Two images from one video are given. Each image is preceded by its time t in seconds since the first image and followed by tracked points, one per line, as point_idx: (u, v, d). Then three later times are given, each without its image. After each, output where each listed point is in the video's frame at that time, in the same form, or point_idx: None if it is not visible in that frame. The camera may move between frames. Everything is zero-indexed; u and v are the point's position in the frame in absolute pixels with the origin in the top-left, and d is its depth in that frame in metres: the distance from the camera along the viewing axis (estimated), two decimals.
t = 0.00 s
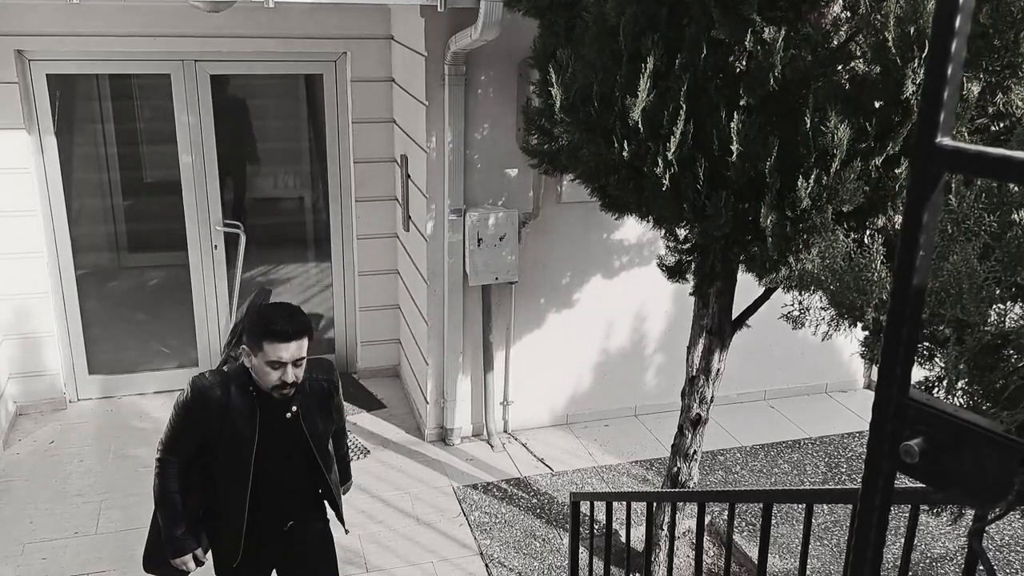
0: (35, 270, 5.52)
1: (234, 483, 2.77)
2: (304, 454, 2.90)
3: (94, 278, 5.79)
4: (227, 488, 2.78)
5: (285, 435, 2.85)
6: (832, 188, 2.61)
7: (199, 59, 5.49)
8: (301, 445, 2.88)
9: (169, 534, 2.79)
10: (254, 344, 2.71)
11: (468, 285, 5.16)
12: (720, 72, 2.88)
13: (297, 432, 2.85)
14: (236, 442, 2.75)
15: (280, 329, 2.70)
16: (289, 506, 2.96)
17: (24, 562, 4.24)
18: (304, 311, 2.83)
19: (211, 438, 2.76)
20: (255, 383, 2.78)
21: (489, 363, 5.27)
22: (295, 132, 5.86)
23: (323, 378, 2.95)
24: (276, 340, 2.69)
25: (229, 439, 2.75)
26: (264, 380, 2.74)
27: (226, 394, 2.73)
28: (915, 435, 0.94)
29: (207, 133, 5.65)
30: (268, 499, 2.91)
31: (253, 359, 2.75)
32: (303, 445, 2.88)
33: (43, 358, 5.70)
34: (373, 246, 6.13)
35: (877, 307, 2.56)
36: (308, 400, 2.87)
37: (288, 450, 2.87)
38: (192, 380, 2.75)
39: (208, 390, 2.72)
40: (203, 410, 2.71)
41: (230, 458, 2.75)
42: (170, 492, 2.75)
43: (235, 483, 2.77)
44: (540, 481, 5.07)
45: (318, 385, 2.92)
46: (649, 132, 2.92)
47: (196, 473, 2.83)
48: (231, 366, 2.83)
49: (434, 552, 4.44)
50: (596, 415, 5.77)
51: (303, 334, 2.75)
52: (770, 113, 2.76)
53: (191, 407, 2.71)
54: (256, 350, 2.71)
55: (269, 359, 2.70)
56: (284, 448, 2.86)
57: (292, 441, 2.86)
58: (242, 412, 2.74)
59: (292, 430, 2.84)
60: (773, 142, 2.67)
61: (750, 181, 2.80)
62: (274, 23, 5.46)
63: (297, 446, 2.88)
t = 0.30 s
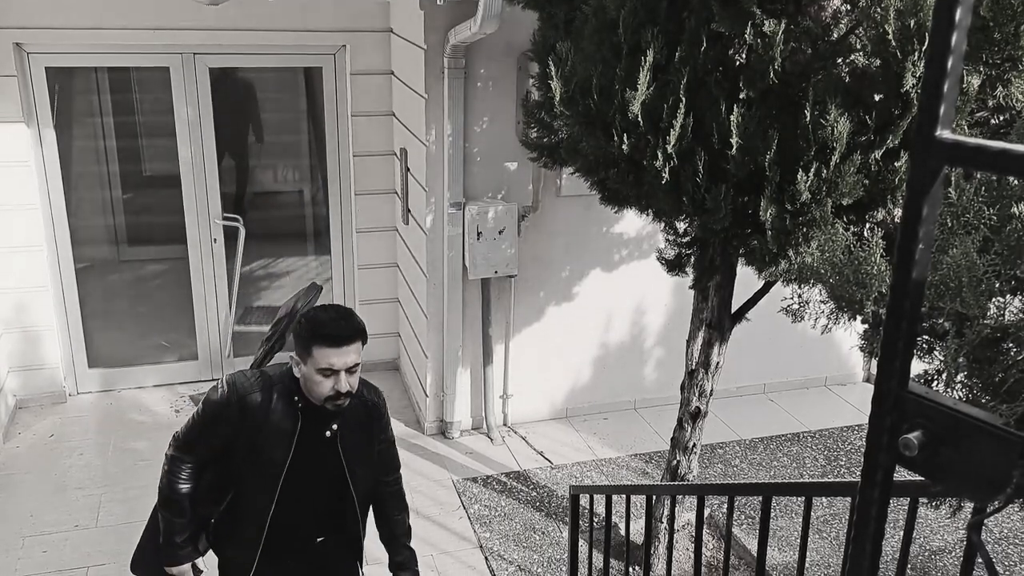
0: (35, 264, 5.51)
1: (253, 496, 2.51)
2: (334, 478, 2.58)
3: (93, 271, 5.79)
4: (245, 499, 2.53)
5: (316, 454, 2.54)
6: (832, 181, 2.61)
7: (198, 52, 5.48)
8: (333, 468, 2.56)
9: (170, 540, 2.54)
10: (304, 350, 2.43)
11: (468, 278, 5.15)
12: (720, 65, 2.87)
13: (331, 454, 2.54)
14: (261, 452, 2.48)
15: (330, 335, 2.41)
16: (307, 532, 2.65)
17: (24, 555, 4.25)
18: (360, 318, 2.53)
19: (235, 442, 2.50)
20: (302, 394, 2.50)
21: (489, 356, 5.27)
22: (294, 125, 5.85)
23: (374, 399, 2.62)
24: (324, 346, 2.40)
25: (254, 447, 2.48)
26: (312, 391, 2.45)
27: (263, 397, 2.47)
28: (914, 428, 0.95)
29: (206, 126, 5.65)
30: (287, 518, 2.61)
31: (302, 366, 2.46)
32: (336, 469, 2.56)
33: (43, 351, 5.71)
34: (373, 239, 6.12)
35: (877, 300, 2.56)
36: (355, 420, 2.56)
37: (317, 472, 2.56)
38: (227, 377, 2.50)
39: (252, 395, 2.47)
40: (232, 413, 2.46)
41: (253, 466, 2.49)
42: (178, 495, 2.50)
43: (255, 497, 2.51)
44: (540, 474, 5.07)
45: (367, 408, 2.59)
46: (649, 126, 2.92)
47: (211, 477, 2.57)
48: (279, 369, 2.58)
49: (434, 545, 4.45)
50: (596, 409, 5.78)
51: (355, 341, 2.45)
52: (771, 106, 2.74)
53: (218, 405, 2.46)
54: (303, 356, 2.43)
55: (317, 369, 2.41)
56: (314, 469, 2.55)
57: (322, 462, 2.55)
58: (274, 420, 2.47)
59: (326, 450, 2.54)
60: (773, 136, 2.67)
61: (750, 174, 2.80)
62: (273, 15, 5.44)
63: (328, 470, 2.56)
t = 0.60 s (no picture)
0: (33, 251, 5.51)
1: (252, 489, 2.47)
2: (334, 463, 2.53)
3: (92, 259, 5.79)
4: (245, 495, 2.48)
5: (314, 440, 2.50)
6: (832, 169, 2.61)
7: (196, 39, 5.45)
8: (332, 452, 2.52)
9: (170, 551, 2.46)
10: (270, 321, 2.41)
11: (467, 266, 5.15)
12: (720, 53, 2.86)
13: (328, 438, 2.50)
14: (257, 442, 2.44)
15: (291, 297, 2.40)
16: (313, 517, 2.62)
17: (24, 542, 4.26)
18: (326, 281, 2.51)
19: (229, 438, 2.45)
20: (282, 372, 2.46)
21: (489, 344, 5.28)
22: (292, 112, 5.83)
23: (366, 371, 2.56)
24: (286, 309, 2.39)
25: (249, 439, 2.44)
26: (286, 364, 2.41)
27: (252, 386, 2.44)
28: (913, 416, 0.95)
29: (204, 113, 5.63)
30: (287, 506, 2.57)
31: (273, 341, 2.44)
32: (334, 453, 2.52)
33: (42, 338, 5.71)
34: (372, 227, 6.11)
35: (875, 289, 2.57)
36: (346, 394, 2.51)
37: (315, 459, 2.52)
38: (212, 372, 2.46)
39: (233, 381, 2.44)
40: (221, 405, 2.42)
41: (249, 460, 2.45)
42: (175, 500, 2.43)
43: (255, 490, 2.47)
44: (540, 462, 5.09)
45: (359, 381, 2.54)
46: (649, 114, 2.91)
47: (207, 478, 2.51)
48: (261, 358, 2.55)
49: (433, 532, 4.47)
50: (595, 397, 5.80)
51: (320, 302, 2.43)
52: (771, 94, 2.74)
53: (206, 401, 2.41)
54: (270, 326, 2.42)
55: (285, 336, 2.39)
56: (312, 455, 2.51)
57: (321, 448, 2.52)
58: (266, 407, 2.44)
59: (324, 435, 2.50)
60: (773, 124, 2.67)
61: (750, 162, 2.80)
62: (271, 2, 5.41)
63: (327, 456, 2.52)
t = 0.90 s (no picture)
0: (32, 242, 5.50)
1: (236, 489, 2.38)
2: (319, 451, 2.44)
3: (91, 250, 5.79)
4: (230, 497, 2.39)
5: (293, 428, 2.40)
6: (832, 161, 2.61)
7: (194, 30, 5.44)
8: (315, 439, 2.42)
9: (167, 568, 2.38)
10: (230, 290, 2.29)
11: (467, 259, 5.15)
12: (720, 44, 2.85)
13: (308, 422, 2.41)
14: (233, 438, 2.34)
15: (247, 262, 2.27)
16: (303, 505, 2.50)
17: (25, 533, 4.28)
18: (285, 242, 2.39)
19: (202, 439, 2.35)
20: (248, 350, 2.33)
21: (488, 336, 5.28)
22: (291, 104, 5.82)
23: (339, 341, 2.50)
24: (245, 276, 2.27)
25: (225, 436, 2.35)
26: (250, 338, 2.28)
27: (217, 379, 2.32)
28: (912, 408, 0.95)
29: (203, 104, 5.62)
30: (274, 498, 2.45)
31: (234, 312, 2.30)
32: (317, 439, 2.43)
33: (41, 330, 5.71)
34: (371, 219, 6.10)
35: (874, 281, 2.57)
36: (322, 367, 2.44)
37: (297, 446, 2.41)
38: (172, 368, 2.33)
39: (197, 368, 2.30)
40: (188, 404, 2.30)
41: (227, 460, 2.36)
42: (158, 515, 2.35)
43: (239, 490, 2.38)
44: (539, 454, 5.10)
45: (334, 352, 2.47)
46: (649, 105, 2.90)
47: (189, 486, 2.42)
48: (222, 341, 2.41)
49: (432, 523, 4.48)
50: (594, 388, 5.80)
51: (281, 265, 2.31)
52: (770, 86, 2.73)
53: (170, 402, 2.28)
54: (230, 296, 2.29)
55: (247, 305, 2.26)
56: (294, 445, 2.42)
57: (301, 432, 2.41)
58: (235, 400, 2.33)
59: (303, 417, 2.40)
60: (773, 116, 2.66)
61: (750, 154, 2.79)
62: None
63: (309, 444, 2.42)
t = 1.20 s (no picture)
0: (32, 238, 5.50)
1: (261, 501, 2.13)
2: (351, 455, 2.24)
3: (91, 246, 5.79)
4: (253, 510, 2.14)
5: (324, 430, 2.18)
6: (832, 157, 2.61)
7: (194, 26, 5.43)
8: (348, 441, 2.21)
9: None
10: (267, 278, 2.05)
11: (467, 254, 5.16)
12: (720, 40, 2.84)
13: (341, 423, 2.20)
14: (258, 444, 2.10)
15: (288, 246, 2.05)
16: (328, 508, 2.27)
17: (25, 528, 4.28)
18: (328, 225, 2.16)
19: (220, 447, 2.08)
20: (276, 341, 2.10)
21: (487, 332, 5.28)
22: (290, 99, 5.81)
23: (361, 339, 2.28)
24: (285, 262, 2.03)
25: (249, 443, 2.09)
26: (286, 331, 2.06)
27: (241, 378, 2.08)
28: (910, 404, 0.95)
29: (202, 99, 5.61)
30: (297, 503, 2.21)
31: (269, 302, 2.06)
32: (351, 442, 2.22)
33: (41, 325, 5.71)
34: (371, 215, 6.09)
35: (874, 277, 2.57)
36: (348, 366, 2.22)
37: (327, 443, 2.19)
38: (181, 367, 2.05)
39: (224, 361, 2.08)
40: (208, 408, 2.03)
41: (252, 469, 2.11)
42: (169, 539, 2.03)
43: (265, 502, 2.14)
44: (538, 449, 5.11)
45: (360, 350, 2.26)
46: (649, 101, 2.90)
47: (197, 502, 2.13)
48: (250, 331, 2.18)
49: (432, 519, 4.49)
50: (593, 384, 5.81)
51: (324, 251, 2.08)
52: (770, 82, 2.73)
53: (186, 406, 2.00)
54: (264, 284, 2.05)
55: (285, 295, 2.04)
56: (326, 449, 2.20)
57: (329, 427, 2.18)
58: (262, 400, 2.09)
59: (337, 417, 2.18)
60: (773, 111, 2.66)
61: (750, 150, 2.78)
62: None
63: (346, 446, 2.20)
